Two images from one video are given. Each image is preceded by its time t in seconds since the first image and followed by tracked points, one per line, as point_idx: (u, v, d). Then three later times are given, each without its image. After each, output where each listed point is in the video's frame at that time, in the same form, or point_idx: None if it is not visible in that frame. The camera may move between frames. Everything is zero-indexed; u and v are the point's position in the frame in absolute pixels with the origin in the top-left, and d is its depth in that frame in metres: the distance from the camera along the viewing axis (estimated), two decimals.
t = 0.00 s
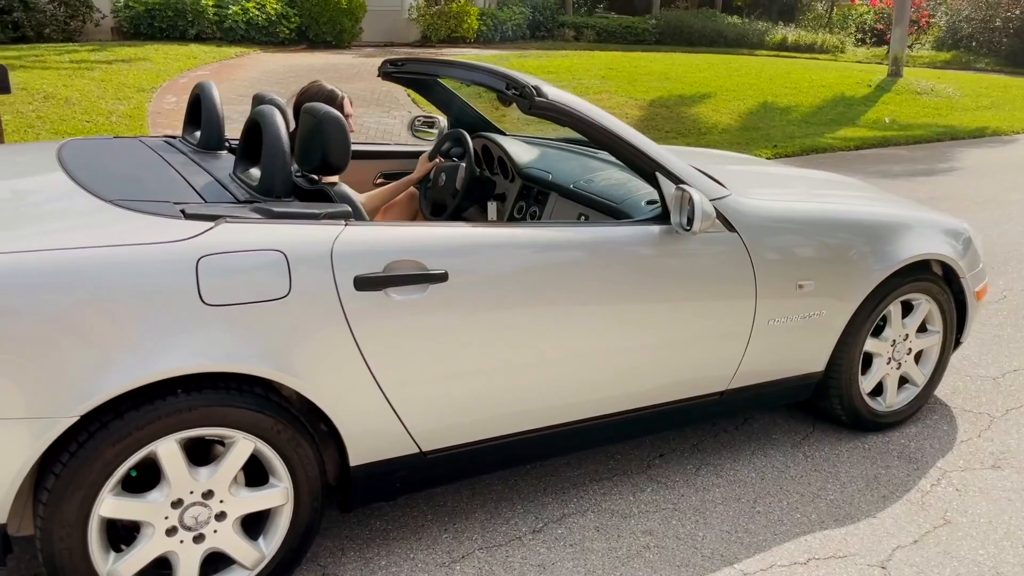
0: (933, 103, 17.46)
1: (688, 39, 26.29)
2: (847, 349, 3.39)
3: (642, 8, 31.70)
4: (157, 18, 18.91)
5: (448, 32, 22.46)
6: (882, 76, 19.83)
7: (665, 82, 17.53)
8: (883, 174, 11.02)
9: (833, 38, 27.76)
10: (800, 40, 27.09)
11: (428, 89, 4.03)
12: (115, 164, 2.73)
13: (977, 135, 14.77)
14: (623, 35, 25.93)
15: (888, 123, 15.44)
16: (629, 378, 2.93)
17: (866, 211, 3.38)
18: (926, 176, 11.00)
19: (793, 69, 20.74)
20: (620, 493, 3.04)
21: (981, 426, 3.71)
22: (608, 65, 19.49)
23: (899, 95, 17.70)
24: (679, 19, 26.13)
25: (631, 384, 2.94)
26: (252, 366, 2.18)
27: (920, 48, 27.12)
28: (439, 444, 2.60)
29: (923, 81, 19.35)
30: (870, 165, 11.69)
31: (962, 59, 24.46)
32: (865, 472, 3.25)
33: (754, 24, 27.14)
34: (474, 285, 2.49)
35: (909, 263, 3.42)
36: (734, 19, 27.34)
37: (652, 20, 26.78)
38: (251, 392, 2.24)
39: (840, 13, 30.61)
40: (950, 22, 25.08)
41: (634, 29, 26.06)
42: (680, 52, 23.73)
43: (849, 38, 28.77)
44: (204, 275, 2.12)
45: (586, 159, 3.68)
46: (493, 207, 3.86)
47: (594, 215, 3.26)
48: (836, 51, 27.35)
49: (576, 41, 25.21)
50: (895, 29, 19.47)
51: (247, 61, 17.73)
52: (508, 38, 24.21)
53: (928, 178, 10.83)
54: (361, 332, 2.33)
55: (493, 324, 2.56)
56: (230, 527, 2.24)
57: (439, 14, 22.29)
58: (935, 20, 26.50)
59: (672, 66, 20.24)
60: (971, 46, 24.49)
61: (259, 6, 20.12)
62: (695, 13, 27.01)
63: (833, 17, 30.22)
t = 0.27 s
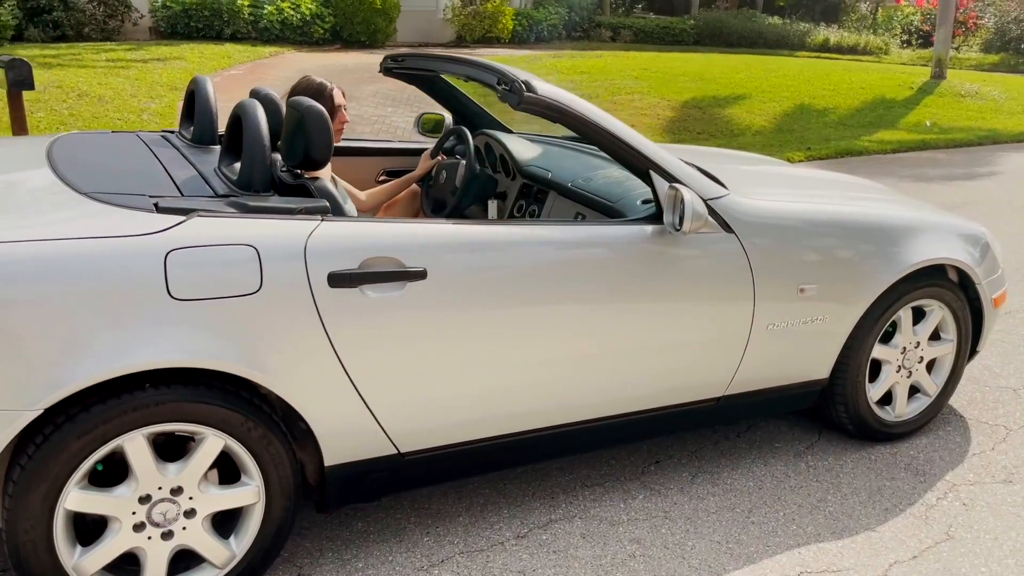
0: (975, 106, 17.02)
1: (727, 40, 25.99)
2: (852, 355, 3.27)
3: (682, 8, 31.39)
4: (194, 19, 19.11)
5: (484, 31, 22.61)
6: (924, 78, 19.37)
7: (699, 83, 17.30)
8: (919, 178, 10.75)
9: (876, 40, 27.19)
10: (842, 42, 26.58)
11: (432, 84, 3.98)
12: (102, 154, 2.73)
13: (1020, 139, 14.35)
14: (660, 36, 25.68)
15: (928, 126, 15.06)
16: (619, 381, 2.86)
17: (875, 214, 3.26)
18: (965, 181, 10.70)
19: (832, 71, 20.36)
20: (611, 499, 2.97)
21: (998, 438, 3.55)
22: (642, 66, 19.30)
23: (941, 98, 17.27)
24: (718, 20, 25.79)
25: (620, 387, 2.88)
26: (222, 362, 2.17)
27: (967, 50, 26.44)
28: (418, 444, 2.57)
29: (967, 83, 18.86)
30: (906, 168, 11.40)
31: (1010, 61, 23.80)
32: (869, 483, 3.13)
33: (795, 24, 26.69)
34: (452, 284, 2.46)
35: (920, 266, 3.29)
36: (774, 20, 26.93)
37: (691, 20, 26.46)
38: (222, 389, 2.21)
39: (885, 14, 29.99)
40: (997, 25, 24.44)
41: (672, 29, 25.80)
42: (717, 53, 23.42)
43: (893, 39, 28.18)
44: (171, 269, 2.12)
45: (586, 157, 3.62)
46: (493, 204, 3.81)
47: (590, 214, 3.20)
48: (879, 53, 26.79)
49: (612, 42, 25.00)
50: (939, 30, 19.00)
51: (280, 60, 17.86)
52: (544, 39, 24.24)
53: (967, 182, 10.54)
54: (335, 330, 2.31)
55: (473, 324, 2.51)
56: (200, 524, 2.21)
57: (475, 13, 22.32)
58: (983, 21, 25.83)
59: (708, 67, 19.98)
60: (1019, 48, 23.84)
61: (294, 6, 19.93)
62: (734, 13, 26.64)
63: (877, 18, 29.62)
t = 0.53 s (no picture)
0: (1016, 114, 16.63)
1: (764, 46, 25.73)
2: (849, 370, 3.18)
3: (719, 13, 31.19)
4: (231, 22, 19.40)
5: (517, 35, 22.40)
6: (963, 85, 18.97)
7: (731, 89, 17.14)
8: (953, 187, 10.53)
9: (917, 46, 26.72)
10: (881, 47, 26.19)
11: (432, 92, 3.95)
12: (93, 152, 2.76)
13: None
14: (696, 41, 25.51)
15: (965, 134, 14.75)
16: (601, 393, 2.83)
17: (876, 226, 3.17)
18: (1000, 190, 10.43)
19: (869, 77, 20.04)
20: (592, 513, 2.95)
21: (1002, 457, 3.45)
22: (674, 70, 19.18)
23: (980, 106, 16.91)
24: (755, 24, 25.57)
25: (603, 400, 2.84)
26: (190, 369, 2.17)
27: (1011, 57, 25.85)
28: (391, 454, 2.55)
29: (1008, 90, 18.44)
30: (939, 177, 11.17)
31: None
32: (860, 502, 3.06)
33: (833, 30, 26.34)
34: (426, 294, 2.45)
35: (922, 280, 3.19)
36: (813, 25, 26.60)
37: (727, 25, 26.25)
38: (192, 396, 2.21)
39: (927, 20, 29.48)
40: None
41: (708, 34, 25.61)
42: (753, 58, 23.18)
43: (934, 45, 27.67)
44: (140, 272, 2.12)
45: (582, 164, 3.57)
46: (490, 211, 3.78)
47: (581, 223, 3.16)
48: (919, 59, 26.33)
49: (647, 46, 24.89)
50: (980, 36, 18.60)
51: (313, 63, 18.05)
52: (578, 42, 24.15)
53: (1002, 192, 10.30)
54: (306, 338, 2.31)
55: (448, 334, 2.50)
56: (166, 529, 2.22)
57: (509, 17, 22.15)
58: None
59: (742, 72, 19.79)
60: None
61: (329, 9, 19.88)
62: (771, 18, 26.40)
63: (919, 23, 29.12)
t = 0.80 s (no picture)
0: None
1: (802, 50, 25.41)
2: (847, 382, 3.10)
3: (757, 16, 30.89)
4: (268, 23, 19.65)
5: (551, 38, 22.37)
6: (1006, 91, 18.54)
7: (764, 94, 16.96)
8: (988, 197, 10.29)
9: (960, 51, 26.18)
10: (922, 52, 25.72)
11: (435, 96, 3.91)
12: (87, 154, 2.79)
13: None
14: (733, 45, 25.28)
15: (1004, 142, 14.42)
16: (588, 401, 2.80)
17: (878, 236, 3.09)
18: None
19: (908, 82, 19.70)
20: (576, 522, 2.95)
21: (1007, 476, 3.36)
22: (707, 75, 19.04)
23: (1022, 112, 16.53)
24: (793, 28, 25.30)
25: (590, 409, 2.81)
26: (165, 371, 2.17)
27: None
28: (371, 458, 2.56)
29: None
30: (974, 187, 10.93)
31: None
32: (853, 520, 3.01)
33: (874, 34, 25.93)
34: (407, 300, 2.45)
35: (926, 293, 3.10)
36: (852, 29, 26.22)
37: (764, 28, 25.99)
38: (169, 397, 2.22)
39: (971, 25, 28.92)
40: None
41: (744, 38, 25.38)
42: (789, 62, 22.92)
43: (978, 51, 27.10)
44: (117, 272, 2.13)
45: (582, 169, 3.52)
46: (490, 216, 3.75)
47: (576, 229, 3.11)
48: (962, 64, 25.81)
49: (682, 49, 24.73)
50: None
51: (346, 64, 18.21)
52: (612, 45, 24.00)
53: None
54: (283, 342, 2.31)
55: (429, 340, 2.50)
56: (141, 528, 2.23)
57: (543, 20, 22.22)
58: None
59: (777, 76, 19.58)
60: None
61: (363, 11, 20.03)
62: (810, 22, 26.10)
63: (963, 28, 28.55)
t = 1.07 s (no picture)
0: None
1: (839, 54, 25.08)
2: (833, 388, 3.08)
3: (794, 21, 30.58)
4: (302, 26, 19.89)
5: (584, 41, 22.30)
6: None
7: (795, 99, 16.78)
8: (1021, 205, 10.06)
9: (1002, 58, 25.64)
10: (963, 58, 25.25)
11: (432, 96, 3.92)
12: (80, 147, 2.87)
13: None
14: (768, 49, 25.02)
15: None
16: (567, 401, 2.81)
17: (868, 241, 3.06)
18: None
19: (945, 88, 19.36)
20: (556, 521, 2.96)
21: (1002, 486, 3.30)
22: (739, 79, 18.89)
23: None
24: (829, 34, 25.03)
25: (569, 408, 2.82)
26: (139, 361, 2.22)
27: None
28: (346, 452, 2.59)
29: None
30: (1007, 195, 10.68)
31: None
32: (836, 526, 2.98)
33: (912, 39, 25.52)
34: (382, 297, 2.48)
35: (916, 299, 3.06)
36: (890, 34, 25.85)
37: (800, 33, 25.72)
38: (146, 387, 2.27)
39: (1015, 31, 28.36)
40: None
41: (780, 42, 25.12)
42: (824, 67, 22.64)
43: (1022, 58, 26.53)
44: (95, 265, 2.19)
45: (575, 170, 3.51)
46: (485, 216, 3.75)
47: (563, 230, 3.11)
48: (1004, 71, 25.27)
49: (716, 54, 24.55)
50: None
51: (378, 66, 18.35)
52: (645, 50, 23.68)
53: None
54: (258, 336, 2.36)
55: (404, 336, 2.53)
56: (117, 514, 2.29)
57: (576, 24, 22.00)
58: None
59: (811, 81, 19.36)
60: None
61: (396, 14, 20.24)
62: (846, 26, 25.81)
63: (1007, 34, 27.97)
